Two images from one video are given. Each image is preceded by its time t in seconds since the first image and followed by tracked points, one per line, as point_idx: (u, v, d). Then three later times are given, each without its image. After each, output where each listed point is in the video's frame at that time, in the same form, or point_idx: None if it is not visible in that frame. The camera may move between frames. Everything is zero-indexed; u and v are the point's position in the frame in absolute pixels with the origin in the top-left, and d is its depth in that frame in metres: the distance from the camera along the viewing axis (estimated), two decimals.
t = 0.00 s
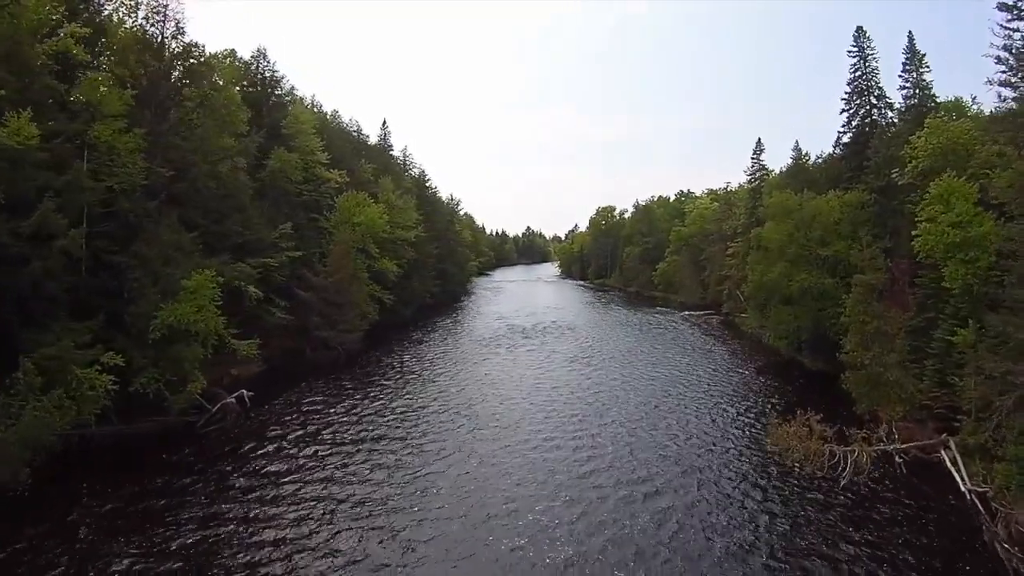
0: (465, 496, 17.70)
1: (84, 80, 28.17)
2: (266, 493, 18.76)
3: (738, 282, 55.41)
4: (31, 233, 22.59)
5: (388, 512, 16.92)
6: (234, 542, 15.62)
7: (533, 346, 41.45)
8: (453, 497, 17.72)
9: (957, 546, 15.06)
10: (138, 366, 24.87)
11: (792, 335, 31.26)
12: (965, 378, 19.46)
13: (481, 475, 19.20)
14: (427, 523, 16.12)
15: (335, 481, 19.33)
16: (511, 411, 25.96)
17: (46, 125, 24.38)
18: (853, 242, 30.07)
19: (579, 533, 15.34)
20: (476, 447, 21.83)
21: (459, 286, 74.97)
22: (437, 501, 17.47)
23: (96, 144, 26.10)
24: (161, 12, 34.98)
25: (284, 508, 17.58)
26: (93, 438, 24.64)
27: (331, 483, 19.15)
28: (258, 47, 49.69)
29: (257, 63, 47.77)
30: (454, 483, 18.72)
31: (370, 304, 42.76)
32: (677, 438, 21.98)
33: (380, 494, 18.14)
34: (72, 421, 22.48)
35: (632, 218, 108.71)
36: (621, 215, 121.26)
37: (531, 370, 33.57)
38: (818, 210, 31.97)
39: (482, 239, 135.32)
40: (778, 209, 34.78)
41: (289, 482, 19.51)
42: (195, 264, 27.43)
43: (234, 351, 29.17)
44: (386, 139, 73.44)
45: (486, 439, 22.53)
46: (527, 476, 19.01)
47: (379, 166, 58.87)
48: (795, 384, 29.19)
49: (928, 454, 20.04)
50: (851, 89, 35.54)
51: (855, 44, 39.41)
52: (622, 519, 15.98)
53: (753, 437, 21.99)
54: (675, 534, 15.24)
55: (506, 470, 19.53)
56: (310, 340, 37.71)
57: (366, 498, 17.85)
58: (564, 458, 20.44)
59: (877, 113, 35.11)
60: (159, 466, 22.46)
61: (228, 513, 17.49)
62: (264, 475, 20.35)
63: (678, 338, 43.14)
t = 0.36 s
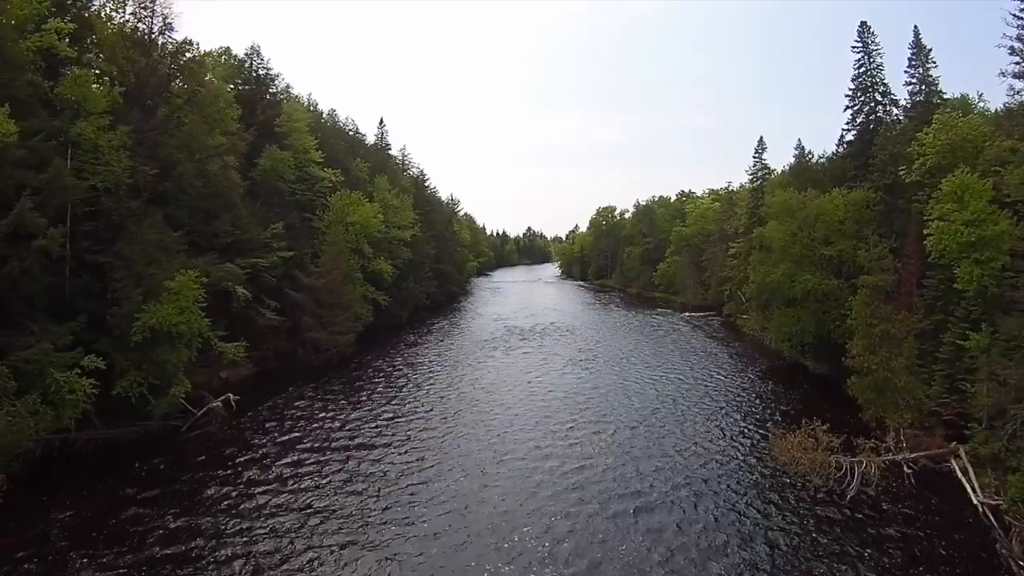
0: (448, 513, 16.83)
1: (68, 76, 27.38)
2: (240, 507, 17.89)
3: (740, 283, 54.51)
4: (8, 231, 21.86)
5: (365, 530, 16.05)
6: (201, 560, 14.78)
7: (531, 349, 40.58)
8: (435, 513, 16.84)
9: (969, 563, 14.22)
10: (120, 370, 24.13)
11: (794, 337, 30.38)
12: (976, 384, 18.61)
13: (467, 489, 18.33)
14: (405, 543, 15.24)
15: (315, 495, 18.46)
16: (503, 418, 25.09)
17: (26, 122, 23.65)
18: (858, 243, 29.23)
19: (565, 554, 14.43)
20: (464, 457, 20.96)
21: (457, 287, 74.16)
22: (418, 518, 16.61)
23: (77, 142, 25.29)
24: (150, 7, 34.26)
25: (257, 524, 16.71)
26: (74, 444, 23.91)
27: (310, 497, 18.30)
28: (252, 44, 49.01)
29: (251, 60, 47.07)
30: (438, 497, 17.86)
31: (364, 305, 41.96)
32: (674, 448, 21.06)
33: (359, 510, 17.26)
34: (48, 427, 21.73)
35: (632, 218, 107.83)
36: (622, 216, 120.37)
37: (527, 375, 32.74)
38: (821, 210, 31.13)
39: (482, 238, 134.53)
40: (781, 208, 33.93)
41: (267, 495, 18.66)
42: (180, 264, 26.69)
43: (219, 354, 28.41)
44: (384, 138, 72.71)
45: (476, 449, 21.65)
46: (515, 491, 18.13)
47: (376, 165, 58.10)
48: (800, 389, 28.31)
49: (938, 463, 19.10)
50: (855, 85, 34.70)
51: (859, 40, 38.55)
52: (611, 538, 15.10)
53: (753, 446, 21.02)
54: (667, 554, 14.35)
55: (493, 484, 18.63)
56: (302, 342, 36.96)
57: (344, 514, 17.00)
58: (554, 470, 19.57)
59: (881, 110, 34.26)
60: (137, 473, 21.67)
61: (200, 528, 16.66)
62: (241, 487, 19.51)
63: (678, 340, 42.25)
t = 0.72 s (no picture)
0: (432, 523, 15.90)
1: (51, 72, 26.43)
2: (216, 517, 17.03)
3: (740, 284, 53.72)
4: None
5: (343, 542, 15.13)
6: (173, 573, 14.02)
7: (528, 351, 39.78)
8: (419, 523, 15.94)
9: None
10: (102, 373, 23.39)
11: (796, 340, 29.61)
12: (989, 391, 17.82)
13: (453, 498, 17.40)
14: (384, 556, 14.33)
15: (294, 504, 17.56)
16: (497, 422, 24.17)
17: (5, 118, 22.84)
18: (862, 243, 28.44)
19: (554, 572, 13.49)
20: (454, 463, 20.02)
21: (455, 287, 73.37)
22: (400, 529, 15.70)
23: (59, 139, 24.50)
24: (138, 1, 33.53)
25: (231, 536, 15.83)
26: (55, 449, 23.21)
27: (289, 507, 17.40)
28: (246, 41, 48.36)
29: (244, 57, 46.37)
30: (423, 506, 16.94)
31: (357, 306, 41.23)
32: (671, 455, 20.22)
33: (339, 520, 16.34)
34: (26, 432, 21.01)
35: (632, 218, 107.06)
36: (622, 216, 119.60)
37: (524, 378, 31.81)
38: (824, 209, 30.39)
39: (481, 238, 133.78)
40: (783, 207, 33.15)
41: (246, 504, 17.80)
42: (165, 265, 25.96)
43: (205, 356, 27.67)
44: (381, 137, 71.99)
45: (466, 454, 20.72)
46: (505, 499, 17.19)
47: (371, 164, 57.38)
48: (803, 394, 27.51)
49: (948, 473, 18.30)
50: (859, 81, 33.91)
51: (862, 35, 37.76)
52: (604, 550, 14.28)
53: (756, 456, 20.08)
54: (663, 571, 13.43)
55: (482, 493, 17.70)
56: (294, 344, 36.25)
57: (323, 525, 16.10)
58: (547, 477, 18.63)
59: (886, 107, 33.48)
60: (116, 480, 20.89)
61: (172, 539, 15.83)
62: (219, 495, 18.66)
63: (679, 343, 41.35)
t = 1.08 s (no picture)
0: (411, 543, 14.83)
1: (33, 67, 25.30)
2: (183, 532, 16.00)
3: (741, 284, 53.02)
4: None
5: (314, 563, 14.06)
6: None
7: (524, 353, 39.04)
8: (397, 542, 14.88)
9: None
10: (83, 376, 22.69)
11: (799, 343, 28.87)
12: (1001, 397, 17.06)
13: (436, 514, 16.30)
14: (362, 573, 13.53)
15: (266, 520, 16.48)
16: (487, 430, 23.08)
17: None
18: (866, 242, 27.71)
19: None
20: (439, 475, 18.94)
21: (452, 287, 72.68)
22: (376, 549, 14.63)
23: (41, 136, 23.74)
24: None
25: (196, 555, 14.77)
26: (35, 453, 22.50)
27: (261, 523, 16.33)
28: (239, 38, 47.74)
29: (237, 54, 45.68)
30: (402, 524, 15.85)
31: (350, 307, 40.54)
32: (669, 463, 19.50)
33: (318, 534, 15.54)
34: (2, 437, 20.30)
35: (633, 218, 106.36)
36: (621, 216, 118.78)
37: (518, 382, 30.73)
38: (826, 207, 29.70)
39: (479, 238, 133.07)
40: (785, 206, 32.42)
41: (216, 518, 16.75)
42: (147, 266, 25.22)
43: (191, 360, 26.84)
44: (377, 135, 71.27)
45: (452, 466, 19.62)
46: (490, 516, 16.11)
47: (367, 163, 56.69)
48: (806, 400, 26.67)
49: (957, 484, 17.53)
50: (863, 77, 33.18)
51: (866, 30, 37.00)
52: (596, 566, 13.57)
53: (759, 469, 19.00)
54: None
55: (467, 506, 16.76)
56: (285, 346, 35.55)
57: (294, 544, 15.03)
58: (536, 492, 17.54)
59: (890, 103, 32.74)
60: (93, 486, 20.11)
61: (134, 556, 14.82)
62: (191, 507, 17.63)
63: (679, 346, 40.36)
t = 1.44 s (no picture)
0: (387, 565, 13.81)
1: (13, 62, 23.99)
2: (149, 548, 15.09)
3: (742, 284, 52.25)
4: None
5: None
6: None
7: (521, 355, 38.32)
8: (380, 558, 14.17)
9: None
10: (62, 381, 21.93)
11: (802, 345, 28.14)
12: (1015, 405, 16.29)
13: (417, 532, 15.30)
14: None
15: (238, 536, 15.51)
16: (478, 439, 22.11)
17: None
18: (872, 242, 26.93)
19: None
20: (423, 489, 17.94)
21: (450, 287, 71.91)
22: (352, 569, 13.72)
23: (21, 133, 22.64)
24: None
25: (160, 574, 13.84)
26: (14, 459, 21.79)
27: (231, 540, 15.32)
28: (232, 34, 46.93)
29: (229, 50, 44.87)
30: (381, 543, 14.84)
31: (343, 308, 39.82)
32: (667, 474, 18.80)
33: (298, 547, 14.84)
34: None
35: (633, 217, 105.53)
36: (621, 215, 118.02)
37: (513, 386, 29.80)
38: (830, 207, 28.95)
39: (478, 238, 132.27)
40: (788, 205, 31.64)
41: (186, 533, 15.80)
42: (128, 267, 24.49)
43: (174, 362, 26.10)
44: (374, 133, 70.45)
45: (439, 479, 18.63)
46: (474, 536, 15.11)
47: (363, 161, 55.87)
48: (811, 407, 25.86)
49: (969, 495, 16.76)
50: (868, 73, 32.38)
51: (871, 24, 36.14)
52: None
53: (761, 483, 17.98)
54: None
55: (456, 518, 16.05)
56: (276, 348, 34.83)
57: (263, 565, 13.99)
58: (526, 508, 16.54)
59: (895, 99, 31.94)
60: (67, 494, 19.31)
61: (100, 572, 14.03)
62: (160, 520, 16.68)
63: (679, 348, 39.43)
